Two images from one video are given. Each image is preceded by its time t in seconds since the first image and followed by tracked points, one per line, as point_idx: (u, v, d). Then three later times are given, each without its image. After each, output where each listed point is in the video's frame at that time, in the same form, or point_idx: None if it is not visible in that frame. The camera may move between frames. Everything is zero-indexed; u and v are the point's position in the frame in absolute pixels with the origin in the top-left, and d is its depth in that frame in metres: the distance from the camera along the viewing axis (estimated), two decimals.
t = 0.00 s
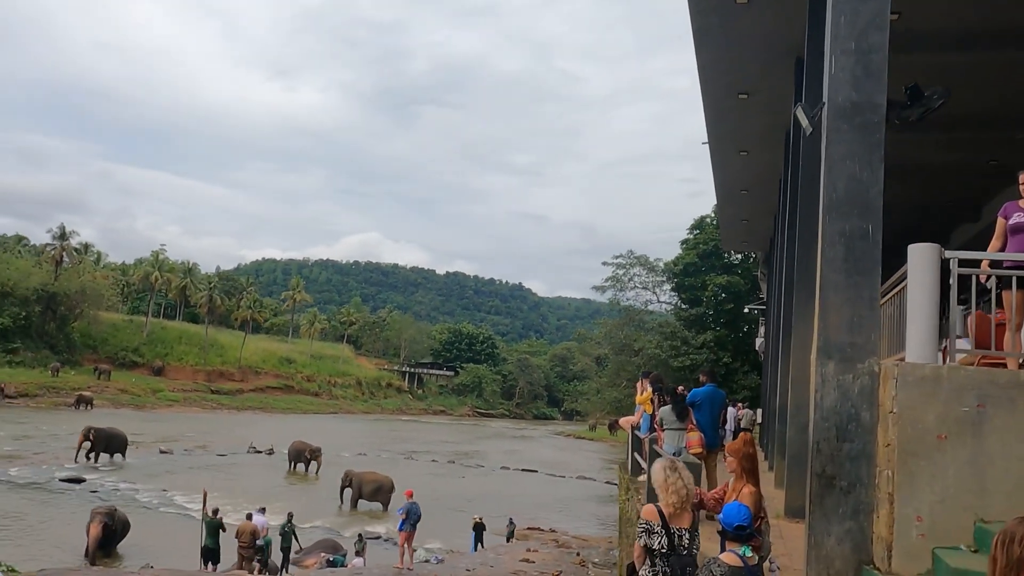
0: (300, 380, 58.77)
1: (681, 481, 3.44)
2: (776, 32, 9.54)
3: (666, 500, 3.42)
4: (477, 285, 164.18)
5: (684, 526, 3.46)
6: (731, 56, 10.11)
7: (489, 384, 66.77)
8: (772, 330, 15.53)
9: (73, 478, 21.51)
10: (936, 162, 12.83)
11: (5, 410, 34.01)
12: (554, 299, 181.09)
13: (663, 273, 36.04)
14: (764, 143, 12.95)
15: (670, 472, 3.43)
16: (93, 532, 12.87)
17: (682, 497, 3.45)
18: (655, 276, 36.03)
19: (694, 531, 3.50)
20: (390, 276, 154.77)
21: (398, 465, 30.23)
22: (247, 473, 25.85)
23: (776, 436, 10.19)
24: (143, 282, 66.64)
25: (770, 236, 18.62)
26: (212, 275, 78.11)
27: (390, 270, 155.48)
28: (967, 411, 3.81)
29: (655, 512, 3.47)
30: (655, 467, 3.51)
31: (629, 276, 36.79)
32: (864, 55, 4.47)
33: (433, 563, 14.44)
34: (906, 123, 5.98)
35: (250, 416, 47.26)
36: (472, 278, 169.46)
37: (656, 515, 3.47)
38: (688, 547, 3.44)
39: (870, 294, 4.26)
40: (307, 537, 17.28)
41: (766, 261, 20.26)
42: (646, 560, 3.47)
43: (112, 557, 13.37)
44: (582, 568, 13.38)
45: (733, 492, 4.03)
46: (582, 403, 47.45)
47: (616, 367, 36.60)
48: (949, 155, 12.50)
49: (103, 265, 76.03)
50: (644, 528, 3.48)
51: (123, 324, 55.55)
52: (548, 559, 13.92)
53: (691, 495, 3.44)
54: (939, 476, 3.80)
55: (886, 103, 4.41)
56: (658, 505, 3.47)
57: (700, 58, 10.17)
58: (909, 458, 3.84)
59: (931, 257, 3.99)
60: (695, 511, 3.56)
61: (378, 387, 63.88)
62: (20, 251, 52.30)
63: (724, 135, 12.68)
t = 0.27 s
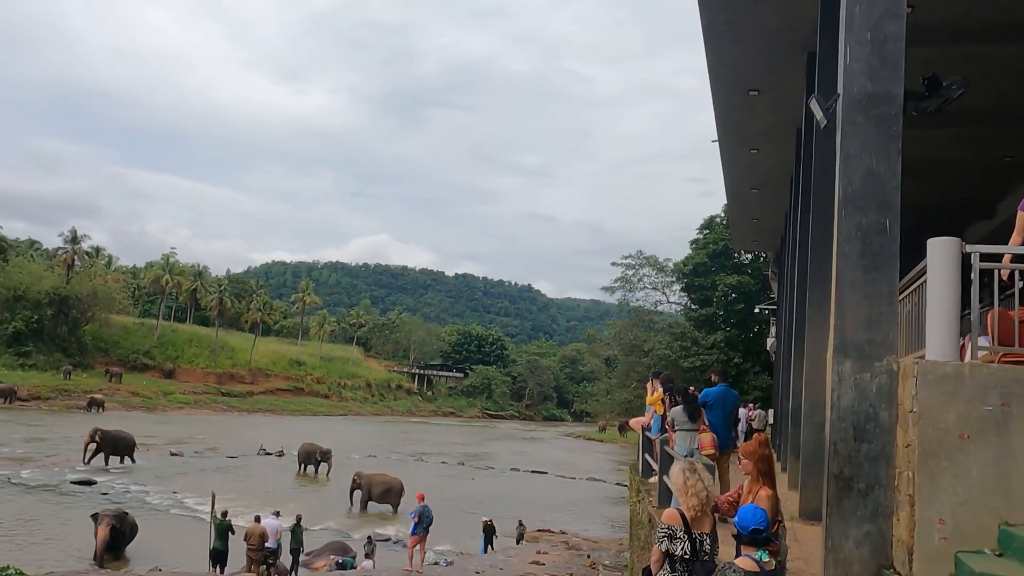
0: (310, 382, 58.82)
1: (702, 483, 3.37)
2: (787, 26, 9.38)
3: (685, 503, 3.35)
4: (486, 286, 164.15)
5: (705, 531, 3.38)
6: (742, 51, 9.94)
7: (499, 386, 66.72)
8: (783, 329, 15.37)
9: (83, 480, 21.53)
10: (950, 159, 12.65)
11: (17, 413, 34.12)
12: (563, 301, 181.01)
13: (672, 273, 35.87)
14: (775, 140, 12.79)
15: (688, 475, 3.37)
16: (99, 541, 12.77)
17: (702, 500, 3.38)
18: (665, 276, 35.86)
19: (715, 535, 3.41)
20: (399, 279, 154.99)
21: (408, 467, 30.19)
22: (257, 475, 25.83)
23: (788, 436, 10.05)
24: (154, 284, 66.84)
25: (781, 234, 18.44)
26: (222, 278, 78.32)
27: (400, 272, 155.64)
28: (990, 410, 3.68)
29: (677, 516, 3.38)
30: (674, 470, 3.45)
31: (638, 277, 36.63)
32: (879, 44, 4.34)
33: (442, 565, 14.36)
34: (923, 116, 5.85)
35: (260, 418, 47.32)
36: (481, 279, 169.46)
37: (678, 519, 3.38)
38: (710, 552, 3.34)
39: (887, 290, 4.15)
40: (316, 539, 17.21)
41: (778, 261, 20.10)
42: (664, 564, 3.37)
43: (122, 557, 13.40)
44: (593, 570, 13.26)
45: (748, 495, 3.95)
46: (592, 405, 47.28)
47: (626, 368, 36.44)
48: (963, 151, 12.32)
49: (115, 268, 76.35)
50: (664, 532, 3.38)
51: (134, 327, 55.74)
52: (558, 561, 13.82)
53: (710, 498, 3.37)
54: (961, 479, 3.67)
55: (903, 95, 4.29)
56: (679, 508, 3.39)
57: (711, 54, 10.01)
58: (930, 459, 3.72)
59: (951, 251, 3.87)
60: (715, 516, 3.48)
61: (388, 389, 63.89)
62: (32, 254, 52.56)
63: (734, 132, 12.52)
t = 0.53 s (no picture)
0: (323, 384, 58.90)
1: (721, 481, 3.27)
2: (799, 18, 9.19)
3: (704, 503, 3.25)
4: (497, 287, 164.08)
5: (725, 532, 3.28)
6: (753, 44, 9.75)
7: (511, 386, 66.62)
8: (798, 327, 15.18)
9: (98, 482, 21.56)
10: (967, 151, 12.43)
11: (33, 415, 34.29)
12: (574, 300, 180.80)
13: (684, 271, 35.64)
14: (788, 134, 12.61)
15: (707, 474, 3.27)
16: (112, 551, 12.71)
17: (720, 500, 3.28)
18: (677, 274, 35.64)
19: (734, 536, 3.32)
20: (411, 280, 155.20)
21: (421, 467, 30.13)
22: (270, 476, 25.83)
23: (805, 433, 9.89)
24: (167, 287, 67.10)
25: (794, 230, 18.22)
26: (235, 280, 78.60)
27: (411, 273, 155.88)
28: (1018, 406, 3.54)
29: (695, 516, 3.27)
30: (693, 469, 3.35)
31: (650, 275, 36.42)
32: (897, 28, 4.22)
33: (455, 566, 14.28)
34: (944, 102, 5.72)
35: (274, 419, 47.41)
36: (492, 280, 169.43)
37: (696, 519, 3.28)
38: (729, 553, 3.24)
39: (908, 282, 4.03)
40: (329, 540, 17.17)
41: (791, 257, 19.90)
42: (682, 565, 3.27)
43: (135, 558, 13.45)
44: (607, 570, 13.14)
45: (766, 494, 3.85)
46: (604, 404, 47.12)
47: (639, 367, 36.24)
48: (980, 144, 12.11)
49: (128, 271, 76.74)
50: (682, 532, 3.28)
51: (148, 329, 55.98)
52: (572, 562, 13.70)
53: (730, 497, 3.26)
54: (989, 477, 3.54)
55: (923, 80, 4.16)
56: (697, 508, 3.29)
57: (722, 47, 9.83)
58: (955, 457, 3.60)
59: (973, 242, 3.74)
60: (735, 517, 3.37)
61: (400, 390, 63.90)
62: (46, 258, 52.85)
63: (746, 127, 12.34)
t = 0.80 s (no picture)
0: (335, 383, 58.97)
1: (735, 478, 3.15)
2: (811, 8, 8.99)
3: (717, 498, 3.13)
4: (508, 285, 163.98)
5: (739, 529, 3.16)
6: (765, 36, 9.56)
7: (523, 384, 66.52)
8: (811, 322, 14.98)
9: (112, 481, 21.60)
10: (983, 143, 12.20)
11: (48, 415, 34.45)
12: (585, 299, 180.55)
13: (695, 267, 35.41)
14: (800, 127, 12.41)
15: (719, 469, 3.15)
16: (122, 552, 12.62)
17: (734, 495, 3.16)
18: (688, 271, 35.42)
19: (750, 534, 3.19)
20: (422, 279, 155.37)
21: (432, 466, 30.06)
22: (282, 475, 25.82)
23: (819, 430, 9.72)
24: (180, 288, 67.35)
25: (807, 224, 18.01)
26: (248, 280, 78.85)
27: (422, 272, 156.07)
28: None
29: (708, 512, 3.16)
30: (705, 464, 3.24)
31: (661, 272, 36.21)
32: (915, 9, 4.08)
33: (467, 565, 14.18)
34: (963, 86, 5.59)
35: (286, 418, 47.50)
36: (503, 278, 169.33)
37: (709, 517, 3.17)
38: (744, 551, 3.13)
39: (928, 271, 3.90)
40: (342, 539, 17.13)
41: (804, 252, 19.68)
42: (695, 564, 3.16)
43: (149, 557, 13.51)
44: (619, 569, 13.01)
45: (780, 491, 3.73)
46: (616, 402, 46.95)
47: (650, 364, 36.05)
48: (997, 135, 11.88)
49: (141, 271, 77.11)
50: (693, 530, 3.17)
51: (161, 329, 56.23)
52: (584, 560, 13.58)
53: (744, 493, 3.15)
54: (1013, 473, 3.40)
55: (942, 63, 4.02)
56: (710, 504, 3.18)
57: (732, 39, 9.64)
58: (979, 453, 3.46)
59: (995, 229, 3.61)
60: (749, 514, 3.26)
61: (412, 389, 63.88)
62: (60, 259, 53.11)
63: (757, 119, 12.15)
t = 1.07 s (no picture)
0: (344, 384, 58.98)
1: (745, 478, 3.03)
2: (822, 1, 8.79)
3: (727, 500, 3.02)
4: (517, 286, 163.90)
5: (750, 532, 3.04)
6: (774, 30, 9.35)
7: (532, 384, 66.40)
8: (822, 321, 14.80)
9: (121, 482, 21.58)
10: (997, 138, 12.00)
11: (59, 416, 34.53)
12: (594, 299, 180.30)
13: (704, 266, 35.21)
14: (810, 123, 12.22)
15: (730, 470, 3.04)
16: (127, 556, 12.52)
17: (745, 496, 3.05)
18: (697, 270, 35.22)
19: (761, 537, 3.08)
20: (431, 279, 155.48)
21: (441, 466, 29.97)
22: (290, 475, 25.78)
23: (830, 430, 9.56)
24: (189, 289, 67.51)
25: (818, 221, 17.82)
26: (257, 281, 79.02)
27: (431, 273, 156.16)
28: None
29: (716, 513, 3.06)
30: (715, 465, 3.13)
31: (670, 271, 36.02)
32: None
33: (475, 566, 14.07)
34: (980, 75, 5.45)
35: (295, 419, 47.53)
36: (511, 278, 169.24)
37: (719, 518, 3.05)
38: (755, 555, 3.01)
39: (944, 265, 3.79)
40: (350, 539, 17.05)
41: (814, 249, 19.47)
42: (704, 568, 3.05)
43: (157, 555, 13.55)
44: (629, 570, 12.88)
45: (791, 492, 3.62)
46: (625, 402, 46.76)
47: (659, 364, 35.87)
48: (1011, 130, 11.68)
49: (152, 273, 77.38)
50: (701, 533, 3.07)
51: (172, 331, 56.39)
52: (592, 561, 13.46)
53: (755, 494, 3.03)
54: None
55: (959, 49, 3.90)
56: (720, 505, 3.07)
57: (740, 35, 9.45)
58: (1000, 452, 3.34)
59: (1015, 221, 3.49)
60: (760, 517, 3.14)
61: (421, 389, 63.81)
62: (71, 261, 53.27)
63: (767, 115, 11.97)
